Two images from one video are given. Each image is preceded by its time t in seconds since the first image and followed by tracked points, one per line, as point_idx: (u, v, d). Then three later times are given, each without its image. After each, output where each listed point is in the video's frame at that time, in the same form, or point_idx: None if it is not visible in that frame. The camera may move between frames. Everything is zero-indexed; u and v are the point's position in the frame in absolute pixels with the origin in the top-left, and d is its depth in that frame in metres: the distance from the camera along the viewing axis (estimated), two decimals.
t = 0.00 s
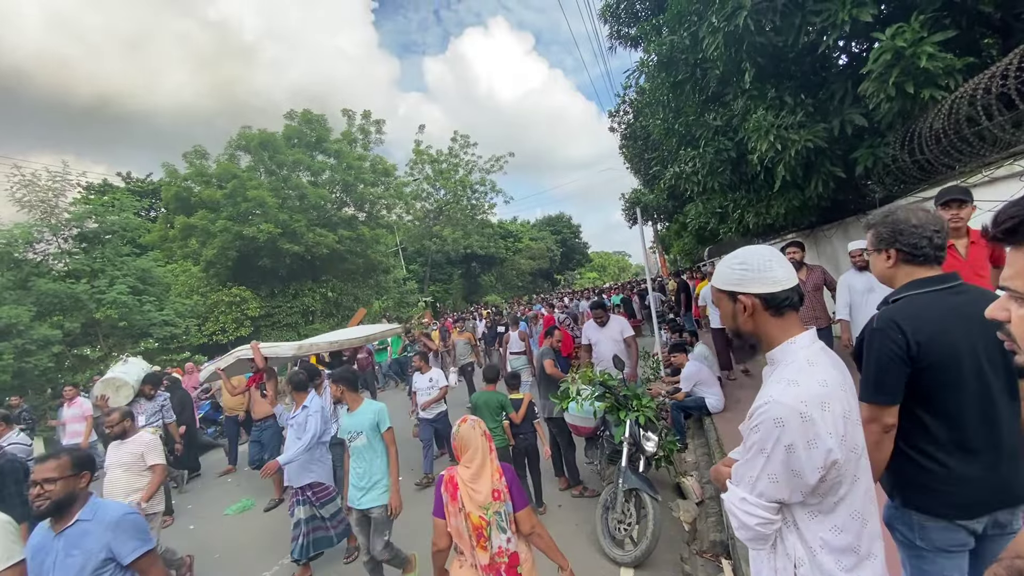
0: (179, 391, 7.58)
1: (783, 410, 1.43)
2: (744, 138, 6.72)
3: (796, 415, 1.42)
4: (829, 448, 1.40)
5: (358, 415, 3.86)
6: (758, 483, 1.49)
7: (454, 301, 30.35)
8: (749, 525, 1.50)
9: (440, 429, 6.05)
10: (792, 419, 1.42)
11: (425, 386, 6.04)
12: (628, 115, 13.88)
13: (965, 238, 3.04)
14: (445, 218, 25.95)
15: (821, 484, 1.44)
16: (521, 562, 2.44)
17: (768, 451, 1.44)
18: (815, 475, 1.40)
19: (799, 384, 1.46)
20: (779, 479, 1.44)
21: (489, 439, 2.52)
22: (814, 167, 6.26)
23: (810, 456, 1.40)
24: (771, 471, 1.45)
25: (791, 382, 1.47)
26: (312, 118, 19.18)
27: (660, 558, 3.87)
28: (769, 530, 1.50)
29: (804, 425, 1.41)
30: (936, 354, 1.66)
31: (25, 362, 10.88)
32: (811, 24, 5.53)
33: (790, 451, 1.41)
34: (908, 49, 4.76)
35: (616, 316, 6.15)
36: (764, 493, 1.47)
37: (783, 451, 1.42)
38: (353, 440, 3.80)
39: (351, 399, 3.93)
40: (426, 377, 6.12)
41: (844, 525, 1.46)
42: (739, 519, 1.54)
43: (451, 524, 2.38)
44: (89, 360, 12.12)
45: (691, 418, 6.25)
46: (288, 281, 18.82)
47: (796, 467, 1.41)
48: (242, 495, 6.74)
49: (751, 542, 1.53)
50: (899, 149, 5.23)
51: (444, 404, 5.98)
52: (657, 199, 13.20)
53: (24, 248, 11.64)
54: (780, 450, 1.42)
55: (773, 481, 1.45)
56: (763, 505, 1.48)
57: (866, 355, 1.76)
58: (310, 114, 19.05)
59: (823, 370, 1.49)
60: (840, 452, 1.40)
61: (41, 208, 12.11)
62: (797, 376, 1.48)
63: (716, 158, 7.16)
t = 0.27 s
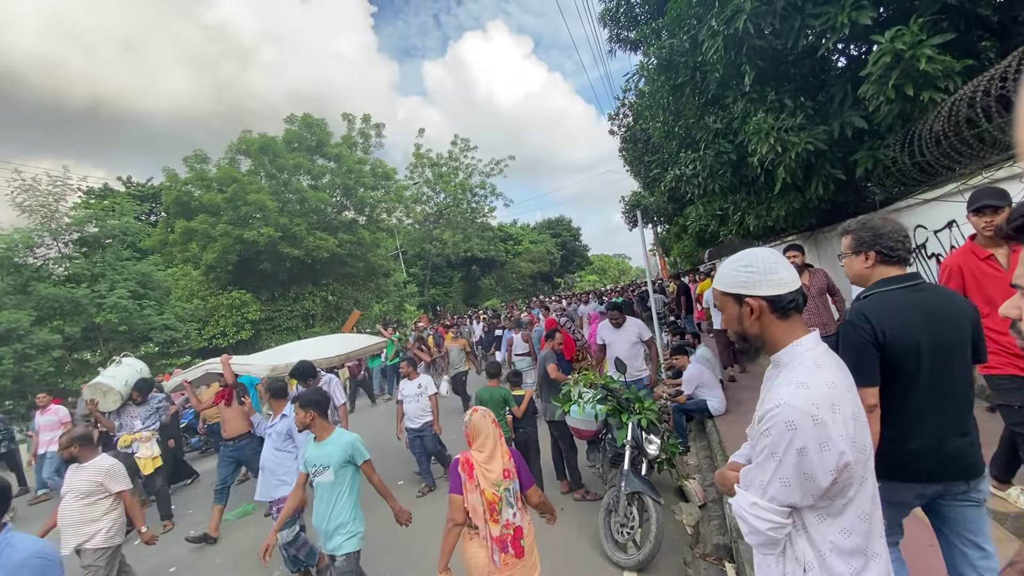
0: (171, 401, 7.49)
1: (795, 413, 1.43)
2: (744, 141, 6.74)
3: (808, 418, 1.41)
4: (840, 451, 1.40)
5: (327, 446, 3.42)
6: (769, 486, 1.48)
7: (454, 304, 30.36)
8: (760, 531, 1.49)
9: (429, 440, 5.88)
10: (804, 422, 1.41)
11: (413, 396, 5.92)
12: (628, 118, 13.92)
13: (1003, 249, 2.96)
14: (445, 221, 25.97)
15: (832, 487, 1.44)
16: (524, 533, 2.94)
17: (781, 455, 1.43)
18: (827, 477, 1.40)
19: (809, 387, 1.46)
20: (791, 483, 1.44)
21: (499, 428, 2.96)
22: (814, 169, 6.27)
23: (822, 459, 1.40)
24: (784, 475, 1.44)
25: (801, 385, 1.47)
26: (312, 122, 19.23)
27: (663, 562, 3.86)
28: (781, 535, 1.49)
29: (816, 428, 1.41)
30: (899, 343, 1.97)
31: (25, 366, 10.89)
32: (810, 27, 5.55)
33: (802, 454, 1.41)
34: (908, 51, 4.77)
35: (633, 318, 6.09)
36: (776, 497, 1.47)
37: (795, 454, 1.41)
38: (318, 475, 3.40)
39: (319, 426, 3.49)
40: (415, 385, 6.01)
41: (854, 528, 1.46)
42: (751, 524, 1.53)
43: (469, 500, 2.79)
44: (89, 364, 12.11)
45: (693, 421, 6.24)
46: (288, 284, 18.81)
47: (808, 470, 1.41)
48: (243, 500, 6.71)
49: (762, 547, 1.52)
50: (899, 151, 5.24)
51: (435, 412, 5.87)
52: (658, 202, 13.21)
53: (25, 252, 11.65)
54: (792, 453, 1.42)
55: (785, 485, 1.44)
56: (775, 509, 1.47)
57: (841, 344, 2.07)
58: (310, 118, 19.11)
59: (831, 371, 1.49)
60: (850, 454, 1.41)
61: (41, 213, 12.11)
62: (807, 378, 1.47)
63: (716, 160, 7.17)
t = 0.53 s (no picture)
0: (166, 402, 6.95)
1: (799, 413, 1.42)
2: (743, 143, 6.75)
3: (811, 417, 1.41)
4: (843, 450, 1.41)
5: (282, 470, 2.91)
6: (773, 487, 1.47)
7: (453, 307, 30.36)
8: (764, 532, 1.48)
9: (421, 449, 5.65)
10: (808, 422, 1.41)
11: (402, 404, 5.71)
12: (626, 121, 13.96)
13: None
14: (445, 224, 26.00)
15: (835, 487, 1.44)
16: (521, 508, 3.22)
17: (785, 455, 1.42)
18: (831, 477, 1.40)
19: (812, 387, 1.45)
20: (795, 483, 1.43)
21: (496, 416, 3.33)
22: (813, 171, 6.29)
23: (826, 458, 1.39)
24: (787, 476, 1.43)
25: (804, 385, 1.46)
26: (311, 126, 19.27)
27: (664, 564, 3.85)
28: (784, 536, 1.49)
29: (820, 428, 1.40)
30: (851, 342, 2.10)
31: (24, 371, 10.82)
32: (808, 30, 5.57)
33: (806, 454, 1.41)
34: (905, 53, 4.79)
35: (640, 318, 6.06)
36: (780, 498, 1.46)
37: (799, 454, 1.41)
38: (272, 503, 2.88)
39: (277, 447, 2.96)
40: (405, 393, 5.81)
41: (856, 528, 1.46)
42: (754, 525, 1.52)
43: (469, 480, 3.11)
44: (88, 368, 12.07)
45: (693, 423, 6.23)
46: (288, 288, 18.80)
47: (812, 470, 1.41)
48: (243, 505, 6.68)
49: (765, 549, 1.51)
50: (897, 153, 5.25)
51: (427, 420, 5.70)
52: (656, 204, 13.22)
53: (23, 257, 11.64)
54: (796, 453, 1.41)
55: (789, 485, 1.44)
56: (778, 510, 1.47)
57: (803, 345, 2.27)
58: (309, 122, 19.16)
59: (833, 372, 1.49)
60: (853, 453, 1.41)
61: (40, 217, 12.11)
62: (810, 378, 1.47)
63: (715, 163, 7.18)
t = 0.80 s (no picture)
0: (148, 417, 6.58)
1: (793, 419, 1.42)
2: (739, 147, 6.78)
3: (806, 423, 1.41)
4: (837, 456, 1.41)
5: (207, 531, 2.42)
6: (767, 493, 1.46)
7: (452, 311, 30.35)
8: (758, 538, 1.47)
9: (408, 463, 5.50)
10: (802, 428, 1.41)
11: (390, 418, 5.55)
12: (624, 125, 14.01)
13: None
14: (443, 228, 26.03)
15: (830, 493, 1.44)
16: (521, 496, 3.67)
17: (779, 461, 1.42)
18: (825, 483, 1.40)
19: (806, 393, 1.45)
20: (790, 489, 1.43)
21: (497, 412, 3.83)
22: (809, 175, 6.31)
23: (820, 464, 1.39)
24: (782, 481, 1.43)
25: (798, 391, 1.46)
26: (310, 130, 19.32)
27: (663, 570, 3.84)
28: (780, 543, 1.47)
29: (814, 434, 1.40)
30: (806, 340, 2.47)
31: (22, 377, 10.79)
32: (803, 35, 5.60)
33: (800, 460, 1.40)
34: (899, 58, 4.82)
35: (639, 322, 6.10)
36: (774, 505, 1.45)
37: (793, 460, 1.41)
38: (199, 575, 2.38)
39: (203, 503, 2.49)
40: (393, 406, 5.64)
41: (849, 534, 1.46)
42: (749, 532, 1.51)
43: (471, 468, 3.59)
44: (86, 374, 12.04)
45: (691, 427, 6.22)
46: (286, 292, 18.79)
47: (806, 475, 1.41)
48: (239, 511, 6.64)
49: (760, 556, 1.49)
50: (893, 157, 5.27)
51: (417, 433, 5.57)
52: (654, 208, 13.25)
53: (21, 262, 11.61)
54: (791, 459, 1.41)
55: (783, 491, 1.43)
56: (773, 517, 1.45)
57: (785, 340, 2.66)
58: (307, 126, 19.20)
59: (826, 378, 1.50)
60: (847, 459, 1.41)
61: (38, 222, 12.10)
62: (804, 384, 1.48)
63: (711, 166, 7.21)
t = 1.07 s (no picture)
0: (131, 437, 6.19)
1: (786, 420, 1.42)
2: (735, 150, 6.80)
3: (799, 424, 1.41)
4: (831, 457, 1.41)
5: None
6: (762, 494, 1.46)
7: (450, 314, 30.34)
8: (753, 539, 1.46)
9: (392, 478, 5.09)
10: (795, 429, 1.41)
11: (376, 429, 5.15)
12: (621, 128, 14.05)
13: None
14: (441, 231, 26.04)
15: (824, 494, 1.44)
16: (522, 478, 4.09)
17: (773, 462, 1.42)
18: (819, 484, 1.40)
19: (799, 394, 1.46)
20: (784, 490, 1.43)
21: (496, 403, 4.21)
22: (805, 177, 6.33)
23: (814, 465, 1.40)
24: (776, 483, 1.43)
25: (792, 393, 1.46)
26: (308, 134, 19.34)
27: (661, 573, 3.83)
28: (774, 545, 1.47)
29: (807, 435, 1.41)
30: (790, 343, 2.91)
31: (20, 381, 10.77)
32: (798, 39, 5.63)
33: (794, 461, 1.40)
34: (893, 61, 4.84)
35: (638, 324, 6.11)
36: (769, 506, 1.45)
37: (787, 461, 1.41)
38: None
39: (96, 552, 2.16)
40: (379, 416, 5.24)
41: (844, 535, 1.46)
42: (743, 534, 1.50)
43: (481, 454, 3.90)
44: (83, 378, 12.02)
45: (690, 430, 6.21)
46: (284, 296, 18.78)
47: (801, 477, 1.40)
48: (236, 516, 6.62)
49: (755, 557, 1.49)
50: (888, 159, 5.29)
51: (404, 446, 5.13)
52: (652, 210, 13.27)
53: (19, 267, 11.58)
54: (785, 460, 1.41)
55: (777, 492, 1.43)
56: (768, 518, 1.45)
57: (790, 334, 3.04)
58: (306, 130, 19.23)
59: (819, 379, 1.50)
60: (841, 460, 1.41)
61: (36, 227, 12.08)
62: (798, 386, 1.48)
63: (708, 169, 7.24)
